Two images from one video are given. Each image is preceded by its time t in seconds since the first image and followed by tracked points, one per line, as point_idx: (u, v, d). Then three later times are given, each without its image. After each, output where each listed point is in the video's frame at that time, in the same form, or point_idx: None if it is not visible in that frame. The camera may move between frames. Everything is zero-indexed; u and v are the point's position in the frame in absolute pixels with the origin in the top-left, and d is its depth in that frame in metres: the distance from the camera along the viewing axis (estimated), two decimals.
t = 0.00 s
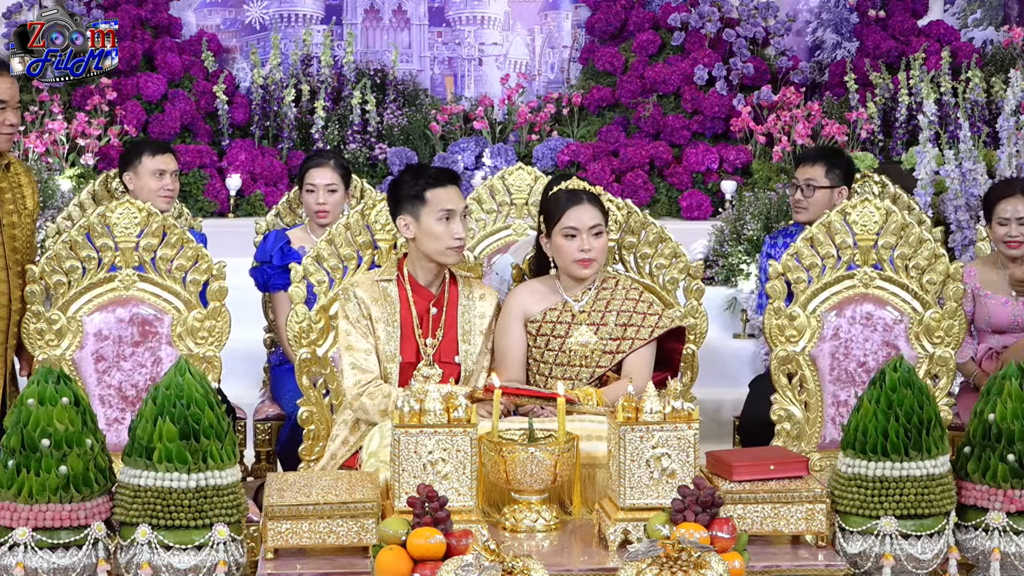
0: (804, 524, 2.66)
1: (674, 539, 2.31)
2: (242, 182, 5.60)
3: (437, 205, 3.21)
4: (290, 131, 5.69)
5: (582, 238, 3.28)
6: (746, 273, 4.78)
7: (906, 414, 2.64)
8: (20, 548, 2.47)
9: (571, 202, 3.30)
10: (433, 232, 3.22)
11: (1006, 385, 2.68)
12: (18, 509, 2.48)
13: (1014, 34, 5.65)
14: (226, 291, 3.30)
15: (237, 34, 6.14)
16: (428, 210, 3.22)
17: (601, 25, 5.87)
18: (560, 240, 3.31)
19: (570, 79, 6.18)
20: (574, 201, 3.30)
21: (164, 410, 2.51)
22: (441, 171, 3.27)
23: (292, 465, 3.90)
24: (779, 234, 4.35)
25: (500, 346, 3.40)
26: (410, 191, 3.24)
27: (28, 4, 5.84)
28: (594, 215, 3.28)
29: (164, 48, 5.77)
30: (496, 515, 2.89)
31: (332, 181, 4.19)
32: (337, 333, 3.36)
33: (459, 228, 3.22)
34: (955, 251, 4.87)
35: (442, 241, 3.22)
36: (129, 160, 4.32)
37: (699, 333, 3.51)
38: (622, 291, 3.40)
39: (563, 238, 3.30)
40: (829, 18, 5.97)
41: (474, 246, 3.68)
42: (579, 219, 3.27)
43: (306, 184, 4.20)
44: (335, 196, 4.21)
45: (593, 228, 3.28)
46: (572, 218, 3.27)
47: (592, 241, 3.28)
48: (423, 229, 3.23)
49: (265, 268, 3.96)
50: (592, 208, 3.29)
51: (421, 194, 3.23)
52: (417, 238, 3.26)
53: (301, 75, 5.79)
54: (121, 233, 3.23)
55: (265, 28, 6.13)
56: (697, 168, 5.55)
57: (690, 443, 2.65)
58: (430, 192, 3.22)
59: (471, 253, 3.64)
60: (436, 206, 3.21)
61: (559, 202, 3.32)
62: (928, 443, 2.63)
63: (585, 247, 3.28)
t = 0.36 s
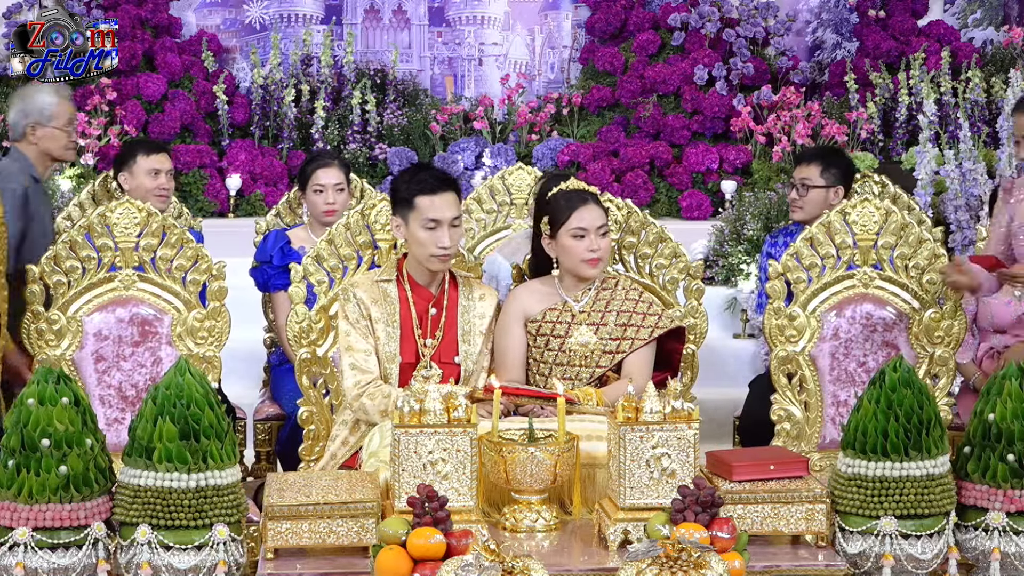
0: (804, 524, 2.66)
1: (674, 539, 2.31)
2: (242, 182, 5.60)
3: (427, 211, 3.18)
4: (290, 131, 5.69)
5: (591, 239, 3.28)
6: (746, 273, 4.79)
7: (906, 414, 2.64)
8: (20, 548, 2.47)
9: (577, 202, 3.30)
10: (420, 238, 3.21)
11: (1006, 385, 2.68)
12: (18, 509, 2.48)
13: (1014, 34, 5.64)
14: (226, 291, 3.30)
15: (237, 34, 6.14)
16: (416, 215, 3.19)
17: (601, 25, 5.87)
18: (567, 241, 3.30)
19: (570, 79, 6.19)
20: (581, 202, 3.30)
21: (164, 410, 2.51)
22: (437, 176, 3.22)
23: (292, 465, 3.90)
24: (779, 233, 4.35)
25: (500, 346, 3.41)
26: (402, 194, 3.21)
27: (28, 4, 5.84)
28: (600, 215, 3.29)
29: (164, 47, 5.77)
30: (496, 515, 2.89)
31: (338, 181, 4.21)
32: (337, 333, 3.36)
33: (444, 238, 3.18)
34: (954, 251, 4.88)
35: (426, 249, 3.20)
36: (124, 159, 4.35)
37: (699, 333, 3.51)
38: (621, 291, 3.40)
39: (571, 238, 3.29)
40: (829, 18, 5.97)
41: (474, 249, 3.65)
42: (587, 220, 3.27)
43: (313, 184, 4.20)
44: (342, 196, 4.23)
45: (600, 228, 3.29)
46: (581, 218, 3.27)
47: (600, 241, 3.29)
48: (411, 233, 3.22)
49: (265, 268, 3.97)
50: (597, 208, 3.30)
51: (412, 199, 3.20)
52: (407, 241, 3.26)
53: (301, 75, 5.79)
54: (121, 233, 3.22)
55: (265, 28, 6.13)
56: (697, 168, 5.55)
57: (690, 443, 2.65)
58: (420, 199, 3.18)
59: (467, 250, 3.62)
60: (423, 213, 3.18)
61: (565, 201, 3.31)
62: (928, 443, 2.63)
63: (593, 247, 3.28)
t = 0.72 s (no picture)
0: (804, 524, 2.66)
1: (674, 539, 2.31)
2: (242, 182, 5.60)
3: (434, 212, 3.18)
4: (290, 131, 5.69)
5: (598, 239, 3.29)
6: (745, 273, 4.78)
7: (906, 414, 2.64)
8: (20, 548, 2.47)
9: (581, 203, 3.31)
10: (424, 238, 3.21)
11: (1006, 385, 2.68)
12: (18, 509, 2.48)
13: (1014, 34, 5.65)
14: (226, 291, 3.31)
15: (237, 34, 6.14)
16: (423, 216, 3.19)
17: (601, 25, 5.87)
18: (573, 241, 3.30)
19: (570, 79, 6.19)
20: (586, 202, 3.31)
21: (164, 410, 2.51)
22: (445, 178, 3.22)
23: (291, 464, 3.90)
24: (779, 231, 4.36)
25: (500, 346, 3.41)
26: (410, 194, 3.21)
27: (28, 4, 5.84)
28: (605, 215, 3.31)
29: (164, 48, 5.77)
30: (496, 515, 2.89)
31: (338, 182, 4.21)
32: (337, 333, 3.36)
33: (450, 240, 3.19)
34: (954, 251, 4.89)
35: (430, 250, 3.21)
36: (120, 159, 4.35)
37: (699, 333, 3.51)
38: (621, 291, 3.40)
39: (578, 239, 3.29)
40: (829, 18, 5.96)
41: (473, 249, 3.67)
42: (594, 221, 3.29)
43: (312, 185, 4.20)
44: (341, 196, 4.24)
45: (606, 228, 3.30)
46: (588, 218, 3.28)
47: (606, 241, 3.30)
48: (415, 233, 3.23)
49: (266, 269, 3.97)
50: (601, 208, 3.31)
51: (419, 199, 3.20)
52: (411, 240, 3.26)
53: (301, 75, 5.78)
54: (121, 233, 3.22)
55: (265, 28, 6.13)
56: (697, 168, 5.54)
57: (690, 443, 2.65)
58: (429, 199, 3.18)
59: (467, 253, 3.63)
60: (430, 215, 3.18)
61: (569, 201, 3.32)
62: (928, 442, 2.63)
63: (600, 247, 3.29)
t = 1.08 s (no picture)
0: (804, 524, 2.67)
1: (674, 539, 2.31)
2: (243, 182, 5.61)
3: (444, 213, 3.18)
4: (290, 131, 5.69)
5: (601, 238, 3.29)
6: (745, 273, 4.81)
7: (906, 414, 2.64)
8: (20, 548, 2.47)
9: (584, 202, 3.31)
10: (434, 239, 3.21)
11: (1006, 385, 2.68)
12: (18, 509, 2.48)
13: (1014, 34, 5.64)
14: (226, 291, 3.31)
15: (237, 34, 6.14)
16: (433, 216, 3.19)
17: (601, 25, 5.87)
18: (576, 240, 3.30)
19: (570, 79, 6.18)
20: (587, 202, 3.31)
21: (164, 410, 2.51)
22: (454, 179, 3.22)
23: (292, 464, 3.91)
24: (779, 232, 4.40)
25: (500, 346, 3.40)
26: (420, 195, 3.21)
27: (28, 4, 5.85)
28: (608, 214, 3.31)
29: (164, 47, 5.77)
30: (496, 515, 2.89)
31: (338, 182, 4.24)
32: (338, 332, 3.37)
33: (459, 241, 3.20)
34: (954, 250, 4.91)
35: (439, 250, 3.21)
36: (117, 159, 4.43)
37: (700, 333, 3.52)
38: (621, 291, 3.40)
39: (581, 239, 3.29)
40: (829, 18, 5.96)
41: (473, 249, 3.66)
42: (597, 220, 3.29)
43: (312, 185, 4.23)
44: (341, 197, 4.26)
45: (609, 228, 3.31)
46: (592, 217, 3.29)
47: (608, 241, 3.31)
48: (424, 233, 3.22)
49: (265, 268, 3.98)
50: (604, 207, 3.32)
51: (430, 200, 3.19)
52: (418, 240, 3.26)
53: (301, 75, 5.78)
54: (121, 233, 3.22)
55: (265, 28, 6.13)
56: (697, 168, 5.54)
57: (690, 443, 2.65)
58: (439, 200, 3.18)
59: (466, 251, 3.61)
60: (440, 215, 3.18)
61: (572, 201, 3.32)
62: (928, 442, 2.62)
63: (603, 246, 3.29)
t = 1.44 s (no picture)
0: (804, 524, 2.66)
1: (674, 539, 2.31)
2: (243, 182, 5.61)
3: (442, 215, 3.18)
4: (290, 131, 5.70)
5: (599, 239, 3.30)
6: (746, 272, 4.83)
7: (906, 414, 2.64)
8: (20, 548, 2.47)
9: (583, 202, 3.32)
10: (431, 240, 3.21)
11: (1006, 385, 2.68)
12: (18, 509, 2.48)
13: (1014, 34, 5.64)
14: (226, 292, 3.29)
15: (237, 34, 6.15)
16: (431, 218, 3.19)
17: (601, 25, 5.88)
18: (574, 240, 3.30)
19: (570, 79, 6.18)
20: (587, 202, 3.31)
21: (164, 410, 2.51)
22: (455, 181, 3.21)
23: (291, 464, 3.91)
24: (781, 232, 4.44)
25: (500, 346, 3.40)
26: (420, 195, 3.20)
27: (28, 4, 5.86)
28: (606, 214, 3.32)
29: (164, 48, 5.77)
30: (496, 515, 2.89)
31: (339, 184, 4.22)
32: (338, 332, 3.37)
33: (456, 244, 3.19)
34: (954, 251, 4.92)
35: (436, 252, 3.22)
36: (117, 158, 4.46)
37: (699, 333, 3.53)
38: (621, 291, 3.40)
39: (579, 238, 3.29)
40: (829, 18, 5.96)
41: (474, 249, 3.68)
42: (596, 220, 3.29)
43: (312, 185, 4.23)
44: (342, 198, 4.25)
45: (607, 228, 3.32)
46: (590, 217, 3.29)
47: (606, 241, 3.32)
48: (422, 234, 3.22)
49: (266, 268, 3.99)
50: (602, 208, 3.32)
51: (429, 200, 3.19)
52: (417, 241, 3.27)
53: (301, 75, 5.79)
54: (121, 233, 3.22)
55: (265, 28, 6.13)
56: (697, 168, 5.54)
57: (690, 443, 2.65)
58: (438, 202, 3.18)
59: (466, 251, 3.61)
60: (438, 216, 3.18)
61: (571, 201, 3.32)
62: (928, 443, 2.63)
63: (601, 246, 3.30)
